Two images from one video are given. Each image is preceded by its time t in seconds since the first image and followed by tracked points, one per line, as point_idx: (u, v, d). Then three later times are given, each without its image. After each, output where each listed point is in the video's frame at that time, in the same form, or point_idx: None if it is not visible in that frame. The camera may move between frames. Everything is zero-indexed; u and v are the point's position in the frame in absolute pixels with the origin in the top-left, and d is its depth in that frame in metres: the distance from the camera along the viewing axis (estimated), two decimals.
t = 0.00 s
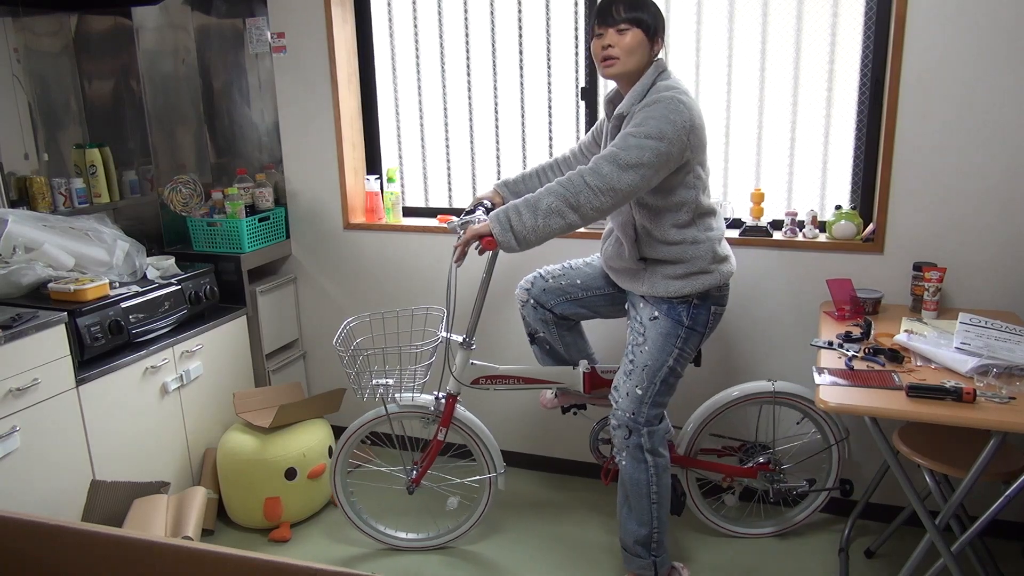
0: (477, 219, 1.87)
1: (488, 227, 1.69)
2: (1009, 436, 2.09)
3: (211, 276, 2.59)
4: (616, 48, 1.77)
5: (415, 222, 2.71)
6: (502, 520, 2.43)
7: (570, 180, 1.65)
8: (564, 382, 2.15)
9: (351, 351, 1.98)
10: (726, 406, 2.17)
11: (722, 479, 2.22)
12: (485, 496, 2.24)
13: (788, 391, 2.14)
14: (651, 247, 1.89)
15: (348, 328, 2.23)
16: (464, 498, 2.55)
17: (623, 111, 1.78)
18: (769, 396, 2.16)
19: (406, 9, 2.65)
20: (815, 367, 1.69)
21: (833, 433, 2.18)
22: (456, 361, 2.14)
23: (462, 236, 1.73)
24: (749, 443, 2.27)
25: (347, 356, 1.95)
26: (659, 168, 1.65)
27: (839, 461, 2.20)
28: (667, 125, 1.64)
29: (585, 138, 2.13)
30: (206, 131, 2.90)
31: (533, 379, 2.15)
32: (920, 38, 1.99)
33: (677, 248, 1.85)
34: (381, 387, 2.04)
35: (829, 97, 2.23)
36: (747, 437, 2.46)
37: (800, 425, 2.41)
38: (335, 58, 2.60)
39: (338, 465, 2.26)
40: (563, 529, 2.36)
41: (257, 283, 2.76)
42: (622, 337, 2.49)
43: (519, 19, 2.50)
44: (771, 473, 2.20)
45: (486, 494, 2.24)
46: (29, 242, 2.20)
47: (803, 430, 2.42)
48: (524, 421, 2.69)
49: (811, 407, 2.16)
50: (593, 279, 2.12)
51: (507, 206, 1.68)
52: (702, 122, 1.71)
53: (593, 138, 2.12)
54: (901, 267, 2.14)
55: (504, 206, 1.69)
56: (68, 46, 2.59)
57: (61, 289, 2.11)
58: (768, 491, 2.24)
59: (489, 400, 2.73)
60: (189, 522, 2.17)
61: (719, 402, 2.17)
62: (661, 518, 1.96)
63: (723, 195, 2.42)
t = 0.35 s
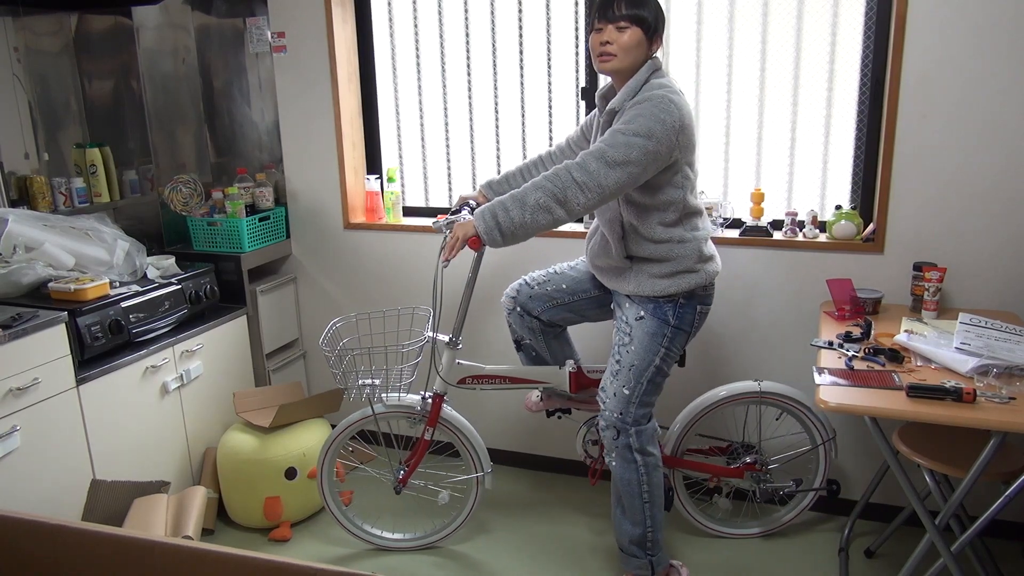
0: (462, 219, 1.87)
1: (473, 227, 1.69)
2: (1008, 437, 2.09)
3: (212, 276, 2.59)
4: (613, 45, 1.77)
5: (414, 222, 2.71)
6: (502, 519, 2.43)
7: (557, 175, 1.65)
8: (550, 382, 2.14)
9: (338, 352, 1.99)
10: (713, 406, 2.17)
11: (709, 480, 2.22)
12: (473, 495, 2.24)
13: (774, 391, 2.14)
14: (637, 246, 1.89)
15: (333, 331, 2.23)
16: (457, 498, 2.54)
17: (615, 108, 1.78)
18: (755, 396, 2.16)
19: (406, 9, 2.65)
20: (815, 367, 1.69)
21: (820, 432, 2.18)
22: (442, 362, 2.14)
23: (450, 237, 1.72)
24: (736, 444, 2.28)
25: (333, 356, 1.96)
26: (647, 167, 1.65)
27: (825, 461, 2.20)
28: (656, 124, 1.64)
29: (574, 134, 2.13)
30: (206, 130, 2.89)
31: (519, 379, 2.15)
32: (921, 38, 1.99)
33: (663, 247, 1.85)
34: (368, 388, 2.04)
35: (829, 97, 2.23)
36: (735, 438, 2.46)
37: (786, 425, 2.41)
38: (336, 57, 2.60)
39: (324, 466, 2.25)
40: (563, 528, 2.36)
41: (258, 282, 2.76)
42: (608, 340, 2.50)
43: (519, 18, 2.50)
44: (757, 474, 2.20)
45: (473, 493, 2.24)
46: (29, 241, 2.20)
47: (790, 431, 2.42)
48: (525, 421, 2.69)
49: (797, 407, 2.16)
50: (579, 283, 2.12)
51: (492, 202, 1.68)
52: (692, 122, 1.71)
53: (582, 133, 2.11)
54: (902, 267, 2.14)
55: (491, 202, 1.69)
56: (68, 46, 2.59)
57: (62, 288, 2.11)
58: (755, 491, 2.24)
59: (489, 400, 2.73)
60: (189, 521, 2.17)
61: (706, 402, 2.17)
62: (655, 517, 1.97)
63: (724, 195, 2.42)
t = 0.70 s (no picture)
0: (460, 218, 1.88)
1: (471, 228, 1.69)
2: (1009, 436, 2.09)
3: (212, 275, 2.59)
4: (602, 45, 1.77)
5: (414, 222, 2.71)
6: (503, 519, 2.43)
7: (554, 177, 1.65)
8: (547, 382, 2.15)
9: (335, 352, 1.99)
10: (710, 405, 2.17)
11: (709, 479, 2.23)
12: (472, 494, 2.24)
13: (772, 390, 2.14)
14: (634, 246, 1.89)
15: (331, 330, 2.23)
16: (456, 497, 2.55)
17: (609, 108, 1.77)
18: (752, 395, 2.16)
19: (406, 9, 2.65)
20: (816, 367, 1.69)
21: (817, 432, 2.18)
22: (440, 361, 2.14)
23: (448, 240, 1.72)
24: (733, 444, 2.28)
25: (331, 356, 1.96)
26: (643, 167, 1.65)
27: (823, 461, 2.20)
28: (651, 123, 1.64)
29: (569, 135, 2.13)
30: (206, 130, 2.89)
31: (517, 379, 2.15)
32: (921, 38, 1.98)
33: (660, 246, 1.85)
34: (366, 387, 2.05)
35: (829, 96, 2.23)
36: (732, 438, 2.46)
37: (784, 425, 2.41)
38: (336, 57, 2.60)
39: (322, 465, 2.25)
40: (563, 528, 2.36)
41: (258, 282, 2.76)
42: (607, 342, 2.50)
43: (519, 18, 2.50)
44: (755, 473, 2.20)
45: (472, 493, 2.24)
46: (29, 241, 2.20)
47: (788, 431, 2.41)
48: (525, 420, 2.69)
49: (795, 406, 2.16)
50: (577, 284, 2.12)
51: (490, 203, 1.68)
52: (687, 120, 1.71)
53: (576, 134, 2.11)
54: (902, 267, 2.14)
55: (488, 204, 1.69)
56: (68, 46, 2.59)
57: (62, 288, 2.11)
58: (753, 491, 2.24)
59: (489, 400, 2.73)
60: (189, 521, 2.17)
61: (704, 402, 2.17)
62: (655, 517, 1.97)
63: (724, 194, 2.42)
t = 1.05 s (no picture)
0: (459, 217, 1.88)
1: (470, 226, 1.69)
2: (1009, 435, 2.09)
3: (212, 275, 2.59)
4: (587, 58, 1.77)
5: (414, 221, 2.71)
6: (503, 518, 2.43)
7: (553, 183, 1.65)
8: (546, 381, 2.15)
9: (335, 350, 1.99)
10: (710, 404, 2.17)
11: (707, 478, 2.22)
12: (471, 493, 2.24)
13: (771, 389, 2.14)
14: (633, 246, 1.89)
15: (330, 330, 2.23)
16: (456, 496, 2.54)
17: (605, 114, 1.77)
18: (751, 394, 2.16)
19: (405, 9, 2.65)
20: (816, 366, 1.69)
21: (817, 431, 2.18)
22: (440, 360, 2.14)
23: (447, 235, 1.72)
24: (732, 443, 2.28)
25: (331, 354, 1.96)
26: (642, 172, 1.65)
27: (823, 460, 2.20)
28: (651, 130, 1.64)
29: (564, 135, 2.13)
30: (206, 130, 2.89)
31: (516, 378, 2.15)
32: (921, 38, 1.99)
33: (658, 247, 1.85)
34: (365, 386, 2.05)
35: (829, 96, 2.23)
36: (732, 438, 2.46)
37: (784, 425, 2.41)
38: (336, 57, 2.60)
39: (322, 465, 2.25)
40: (564, 527, 2.36)
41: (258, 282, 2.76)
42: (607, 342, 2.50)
43: (519, 18, 2.50)
44: (754, 472, 2.20)
45: (471, 492, 2.24)
46: (29, 241, 2.20)
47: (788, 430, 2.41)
48: (525, 420, 2.69)
49: (795, 405, 2.16)
50: (577, 284, 2.12)
51: (489, 204, 1.69)
52: (684, 125, 1.71)
53: (571, 134, 2.11)
54: (902, 266, 2.14)
55: (487, 205, 1.69)
56: (68, 46, 2.59)
57: (62, 288, 2.11)
58: (752, 490, 2.24)
59: (489, 399, 2.73)
60: (189, 521, 2.17)
61: (703, 401, 2.17)
62: (652, 514, 1.97)
63: (724, 194, 2.42)
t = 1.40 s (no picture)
0: (454, 218, 1.88)
1: (464, 227, 1.69)
2: (1009, 434, 2.09)
3: (212, 275, 2.58)
4: (583, 54, 1.77)
5: (414, 221, 2.71)
6: (503, 518, 2.43)
7: (546, 183, 1.65)
8: (541, 381, 2.15)
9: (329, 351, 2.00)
10: (706, 404, 2.17)
11: (703, 478, 2.22)
12: (467, 493, 2.24)
13: (767, 389, 2.14)
14: (628, 246, 1.88)
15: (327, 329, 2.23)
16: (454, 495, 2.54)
17: (597, 114, 1.77)
18: (747, 394, 2.16)
19: (405, 8, 2.65)
20: (815, 366, 1.69)
21: (813, 431, 2.17)
22: (435, 360, 2.14)
23: (441, 234, 1.73)
24: (728, 443, 2.28)
25: (325, 356, 1.97)
26: (635, 171, 1.65)
27: (820, 459, 2.20)
28: (642, 127, 1.64)
29: (560, 137, 2.13)
30: (206, 130, 2.88)
31: (511, 378, 2.15)
32: (920, 37, 1.98)
33: (653, 246, 1.85)
34: (361, 387, 2.06)
35: (829, 95, 2.23)
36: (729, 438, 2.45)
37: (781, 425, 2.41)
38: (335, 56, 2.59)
39: (318, 465, 2.25)
40: (564, 527, 2.36)
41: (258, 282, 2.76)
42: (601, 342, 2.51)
43: (518, 18, 2.50)
44: (750, 472, 2.20)
45: (467, 492, 2.24)
46: (29, 241, 2.20)
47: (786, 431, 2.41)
48: (526, 420, 2.69)
49: (791, 405, 2.16)
50: (573, 285, 2.12)
51: (484, 206, 1.68)
52: (676, 122, 1.71)
53: (568, 136, 2.11)
54: (902, 265, 2.14)
55: (481, 207, 1.69)
56: (67, 46, 2.60)
57: (61, 287, 2.11)
58: (749, 490, 2.24)
59: (490, 399, 2.72)
60: (190, 520, 2.17)
61: (699, 402, 2.17)
62: (650, 515, 1.96)
63: (724, 193, 2.42)
